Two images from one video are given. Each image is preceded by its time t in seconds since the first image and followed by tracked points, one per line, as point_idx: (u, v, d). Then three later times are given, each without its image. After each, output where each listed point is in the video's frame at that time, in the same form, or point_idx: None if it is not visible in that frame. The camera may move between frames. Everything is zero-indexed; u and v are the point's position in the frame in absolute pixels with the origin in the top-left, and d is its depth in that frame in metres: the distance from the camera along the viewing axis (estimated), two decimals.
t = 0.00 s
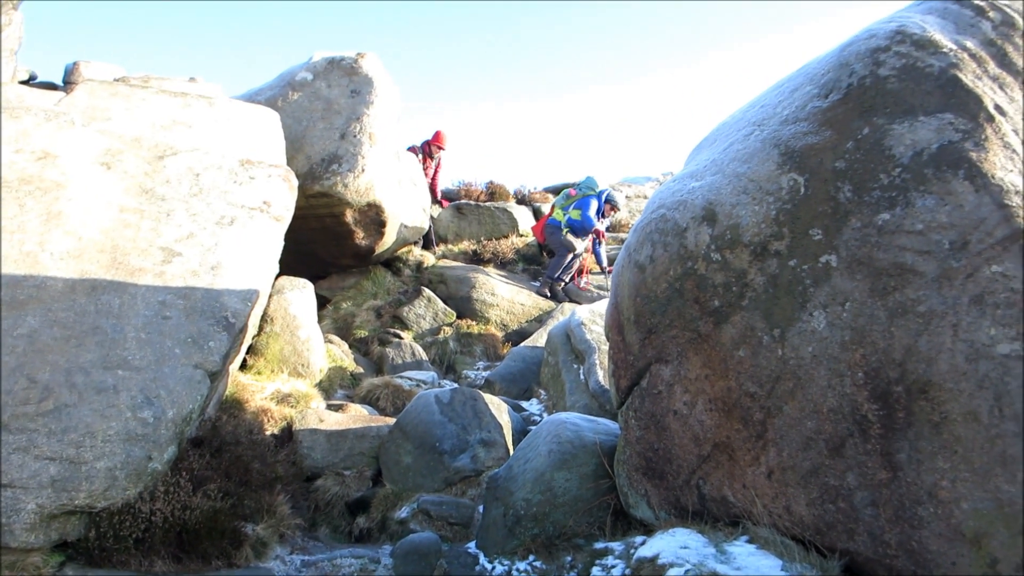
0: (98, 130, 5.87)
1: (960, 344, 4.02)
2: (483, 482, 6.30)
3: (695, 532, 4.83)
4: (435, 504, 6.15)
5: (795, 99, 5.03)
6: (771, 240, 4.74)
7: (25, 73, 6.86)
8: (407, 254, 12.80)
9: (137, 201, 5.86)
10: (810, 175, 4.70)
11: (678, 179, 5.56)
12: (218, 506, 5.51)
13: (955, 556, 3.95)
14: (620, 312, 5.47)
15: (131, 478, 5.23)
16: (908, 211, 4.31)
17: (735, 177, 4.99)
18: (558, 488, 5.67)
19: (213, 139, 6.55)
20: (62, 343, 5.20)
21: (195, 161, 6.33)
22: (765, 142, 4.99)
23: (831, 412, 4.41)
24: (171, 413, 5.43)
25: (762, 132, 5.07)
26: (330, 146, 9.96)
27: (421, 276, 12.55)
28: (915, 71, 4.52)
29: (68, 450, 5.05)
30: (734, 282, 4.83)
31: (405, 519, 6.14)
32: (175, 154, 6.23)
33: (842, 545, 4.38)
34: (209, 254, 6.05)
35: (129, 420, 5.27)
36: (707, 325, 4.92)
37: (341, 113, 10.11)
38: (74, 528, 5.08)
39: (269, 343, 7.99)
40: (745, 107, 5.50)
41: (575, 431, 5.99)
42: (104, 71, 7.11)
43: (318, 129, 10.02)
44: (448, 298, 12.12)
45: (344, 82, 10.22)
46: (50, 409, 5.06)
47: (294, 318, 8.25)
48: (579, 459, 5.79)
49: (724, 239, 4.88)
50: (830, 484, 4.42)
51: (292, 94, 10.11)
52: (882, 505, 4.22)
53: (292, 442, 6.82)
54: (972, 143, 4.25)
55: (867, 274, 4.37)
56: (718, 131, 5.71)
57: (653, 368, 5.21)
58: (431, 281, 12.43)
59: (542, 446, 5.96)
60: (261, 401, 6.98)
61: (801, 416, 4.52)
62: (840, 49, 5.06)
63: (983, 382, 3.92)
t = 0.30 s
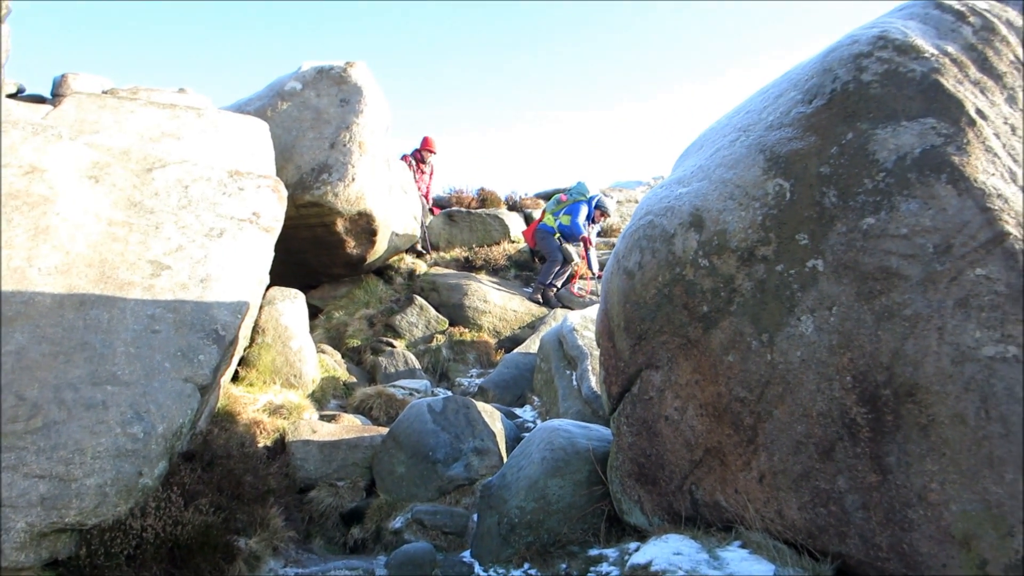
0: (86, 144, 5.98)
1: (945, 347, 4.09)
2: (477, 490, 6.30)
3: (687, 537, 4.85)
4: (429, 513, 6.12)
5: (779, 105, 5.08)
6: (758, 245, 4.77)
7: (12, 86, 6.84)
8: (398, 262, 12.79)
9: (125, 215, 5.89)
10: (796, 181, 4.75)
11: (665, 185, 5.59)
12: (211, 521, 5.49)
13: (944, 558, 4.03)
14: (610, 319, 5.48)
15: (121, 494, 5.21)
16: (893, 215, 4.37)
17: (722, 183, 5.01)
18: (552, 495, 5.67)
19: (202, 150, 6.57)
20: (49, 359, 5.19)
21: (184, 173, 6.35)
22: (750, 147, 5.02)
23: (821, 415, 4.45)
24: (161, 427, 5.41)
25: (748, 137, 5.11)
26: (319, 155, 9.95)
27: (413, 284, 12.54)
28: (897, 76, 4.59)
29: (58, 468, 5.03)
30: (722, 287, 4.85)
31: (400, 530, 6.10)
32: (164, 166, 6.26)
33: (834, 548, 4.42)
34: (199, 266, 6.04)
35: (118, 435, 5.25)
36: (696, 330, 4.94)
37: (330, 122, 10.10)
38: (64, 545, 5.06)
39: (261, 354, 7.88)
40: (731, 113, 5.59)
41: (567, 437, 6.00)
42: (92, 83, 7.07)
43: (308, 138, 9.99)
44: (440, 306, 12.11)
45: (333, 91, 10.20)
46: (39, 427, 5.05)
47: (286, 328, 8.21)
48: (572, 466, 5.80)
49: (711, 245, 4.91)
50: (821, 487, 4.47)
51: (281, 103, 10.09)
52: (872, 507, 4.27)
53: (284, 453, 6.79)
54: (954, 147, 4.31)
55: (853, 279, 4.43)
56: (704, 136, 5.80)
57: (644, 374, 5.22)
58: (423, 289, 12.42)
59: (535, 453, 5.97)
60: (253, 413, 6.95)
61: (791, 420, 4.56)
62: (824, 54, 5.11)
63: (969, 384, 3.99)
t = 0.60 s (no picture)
0: (70, 150, 5.99)
1: (923, 360, 4.13)
2: (460, 500, 6.25)
3: (669, 548, 4.85)
4: (411, 523, 6.09)
5: (762, 117, 5.15)
6: (739, 257, 4.82)
7: None
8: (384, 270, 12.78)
9: (108, 221, 5.88)
10: (777, 193, 4.81)
11: (650, 195, 5.65)
12: (190, 531, 5.43)
13: (921, 569, 4.07)
14: (593, 329, 5.50)
15: (99, 505, 5.15)
16: (872, 228, 4.43)
17: (704, 195, 5.08)
18: (535, 505, 5.67)
19: (188, 156, 6.56)
20: (28, 366, 5.17)
21: (169, 180, 6.33)
22: (733, 159, 5.09)
23: (801, 427, 4.49)
24: (141, 436, 5.34)
25: (731, 149, 5.18)
26: (306, 162, 9.93)
27: (399, 291, 12.51)
28: (877, 90, 4.64)
29: (35, 478, 4.97)
30: (704, 298, 4.89)
31: (382, 539, 6.06)
32: (148, 173, 6.25)
33: (814, 559, 4.44)
34: (182, 273, 6.01)
35: (96, 445, 5.19)
36: (679, 341, 4.96)
37: (317, 129, 10.09)
38: (41, 557, 5.03)
39: (245, 361, 7.84)
40: (714, 124, 5.64)
41: (551, 447, 6.01)
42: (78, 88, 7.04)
43: (294, 145, 9.98)
44: (426, 314, 12.10)
45: (320, 97, 10.20)
46: (17, 436, 4.98)
47: (270, 336, 8.13)
48: (555, 475, 5.80)
49: (693, 256, 4.96)
50: (801, 498, 4.50)
51: (267, 110, 10.11)
52: (851, 518, 4.31)
53: (267, 462, 6.78)
54: (932, 161, 4.37)
55: (833, 291, 4.48)
56: (688, 147, 5.85)
57: (627, 384, 5.24)
58: (409, 296, 12.39)
59: (519, 463, 5.98)
60: (236, 421, 6.95)
61: (771, 431, 4.59)
62: (806, 67, 5.18)
63: (946, 397, 4.05)
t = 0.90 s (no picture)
0: (52, 161, 5.88)
1: (905, 365, 4.15)
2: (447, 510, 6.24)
3: (656, 557, 4.84)
4: (398, 534, 6.07)
5: (743, 125, 5.20)
6: (722, 265, 4.86)
7: None
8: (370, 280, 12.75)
9: (90, 233, 5.81)
10: (759, 201, 4.85)
11: (633, 203, 5.70)
12: (174, 544, 5.40)
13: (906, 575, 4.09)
14: (578, 337, 5.54)
15: (82, 519, 5.12)
16: (853, 235, 4.47)
17: (687, 204, 5.14)
18: (522, 515, 5.64)
19: (170, 168, 6.54)
20: (13, 381, 5.01)
21: (151, 191, 6.30)
22: (715, 168, 5.15)
23: (786, 434, 4.51)
24: (124, 449, 5.36)
25: (713, 157, 5.23)
26: (290, 172, 9.87)
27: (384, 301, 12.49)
28: (856, 98, 4.70)
29: (17, 492, 4.91)
30: (688, 306, 4.92)
31: (368, 551, 6.02)
32: (131, 185, 6.20)
33: (799, 566, 4.45)
34: (166, 285, 6.01)
35: (79, 458, 5.18)
36: (664, 349, 4.99)
37: (301, 139, 10.06)
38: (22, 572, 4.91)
39: (229, 373, 7.78)
40: (696, 132, 5.70)
41: (538, 456, 6.01)
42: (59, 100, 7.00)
43: (278, 155, 9.94)
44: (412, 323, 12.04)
45: (304, 108, 10.22)
46: None
47: (255, 347, 8.11)
48: (543, 484, 5.80)
49: (677, 264, 5.01)
50: (786, 505, 4.51)
51: (251, 120, 10.08)
52: (836, 525, 4.32)
53: (252, 475, 6.70)
54: (911, 168, 4.42)
55: (815, 298, 4.50)
56: (670, 155, 5.90)
57: (613, 393, 5.28)
58: (395, 306, 12.38)
59: (506, 472, 5.97)
60: (220, 434, 6.91)
61: (757, 438, 4.61)
62: (786, 75, 5.25)
63: (928, 403, 4.06)
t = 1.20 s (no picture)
0: (27, 158, 5.31)
1: (926, 381, 3.86)
2: (440, 529, 5.89)
3: None
4: (389, 554, 5.64)
5: (755, 126, 4.91)
6: (733, 271, 4.56)
7: None
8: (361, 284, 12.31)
9: (67, 234, 5.34)
10: (772, 206, 4.56)
11: (639, 207, 5.40)
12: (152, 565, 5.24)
13: None
14: (581, 347, 5.24)
15: (56, 537, 4.80)
16: (871, 242, 4.17)
17: (697, 208, 4.84)
18: (520, 535, 5.31)
19: (151, 167, 6.16)
20: None
21: (133, 190, 5.87)
22: (725, 170, 4.86)
23: (800, 451, 4.21)
24: (100, 463, 5.08)
25: (724, 159, 4.93)
26: (279, 171, 9.55)
27: (376, 307, 12.13)
28: (875, 99, 4.42)
29: None
30: (697, 315, 4.63)
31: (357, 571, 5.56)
32: (111, 182, 5.76)
33: None
34: (147, 289, 5.67)
35: (53, 473, 4.82)
36: (671, 360, 4.70)
37: (290, 137, 9.66)
38: None
39: (212, 382, 7.42)
40: (706, 133, 5.42)
41: (537, 472, 5.70)
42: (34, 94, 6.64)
43: (266, 153, 9.57)
44: (406, 330, 11.68)
45: (293, 105, 9.77)
46: None
47: (240, 355, 7.80)
48: (542, 502, 5.48)
49: (685, 271, 4.71)
50: (801, 527, 4.19)
51: (237, 116, 9.63)
52: (853, 549, 4.01)
53: (236, 491, 6.30)
54: (933, 172, 4.14)
55: (832, 308, 4.21)
56: (679, 157, 5.62)
57: (617, 406, 4.98)
58: (388, 312, 12.02)
59: (503, 490, 5.63)
60: (202, 446, 6.53)
61: (769, 456, 4.31)
62: (800, 73, 4.96)
63: (951, 421, 3.77)
